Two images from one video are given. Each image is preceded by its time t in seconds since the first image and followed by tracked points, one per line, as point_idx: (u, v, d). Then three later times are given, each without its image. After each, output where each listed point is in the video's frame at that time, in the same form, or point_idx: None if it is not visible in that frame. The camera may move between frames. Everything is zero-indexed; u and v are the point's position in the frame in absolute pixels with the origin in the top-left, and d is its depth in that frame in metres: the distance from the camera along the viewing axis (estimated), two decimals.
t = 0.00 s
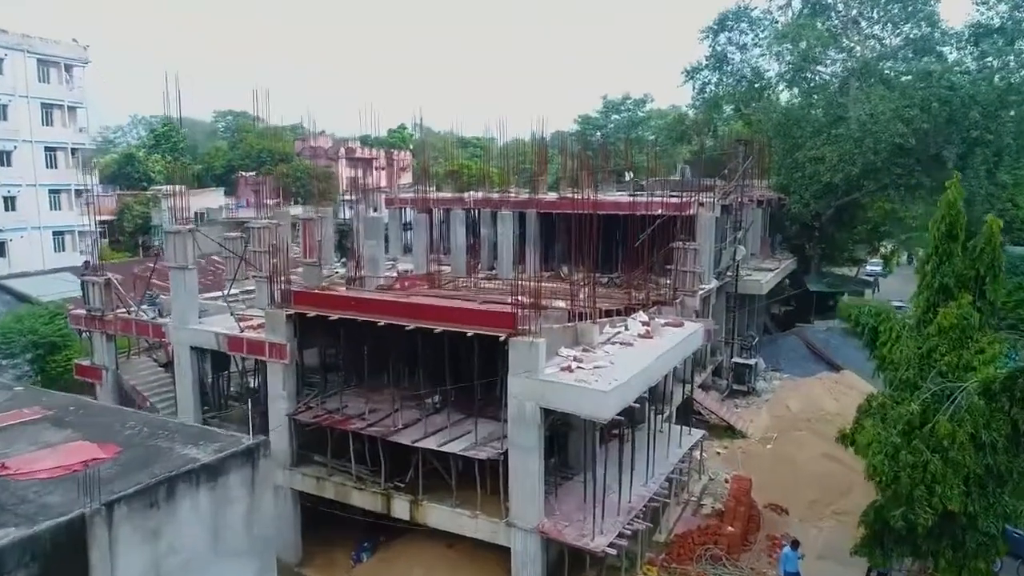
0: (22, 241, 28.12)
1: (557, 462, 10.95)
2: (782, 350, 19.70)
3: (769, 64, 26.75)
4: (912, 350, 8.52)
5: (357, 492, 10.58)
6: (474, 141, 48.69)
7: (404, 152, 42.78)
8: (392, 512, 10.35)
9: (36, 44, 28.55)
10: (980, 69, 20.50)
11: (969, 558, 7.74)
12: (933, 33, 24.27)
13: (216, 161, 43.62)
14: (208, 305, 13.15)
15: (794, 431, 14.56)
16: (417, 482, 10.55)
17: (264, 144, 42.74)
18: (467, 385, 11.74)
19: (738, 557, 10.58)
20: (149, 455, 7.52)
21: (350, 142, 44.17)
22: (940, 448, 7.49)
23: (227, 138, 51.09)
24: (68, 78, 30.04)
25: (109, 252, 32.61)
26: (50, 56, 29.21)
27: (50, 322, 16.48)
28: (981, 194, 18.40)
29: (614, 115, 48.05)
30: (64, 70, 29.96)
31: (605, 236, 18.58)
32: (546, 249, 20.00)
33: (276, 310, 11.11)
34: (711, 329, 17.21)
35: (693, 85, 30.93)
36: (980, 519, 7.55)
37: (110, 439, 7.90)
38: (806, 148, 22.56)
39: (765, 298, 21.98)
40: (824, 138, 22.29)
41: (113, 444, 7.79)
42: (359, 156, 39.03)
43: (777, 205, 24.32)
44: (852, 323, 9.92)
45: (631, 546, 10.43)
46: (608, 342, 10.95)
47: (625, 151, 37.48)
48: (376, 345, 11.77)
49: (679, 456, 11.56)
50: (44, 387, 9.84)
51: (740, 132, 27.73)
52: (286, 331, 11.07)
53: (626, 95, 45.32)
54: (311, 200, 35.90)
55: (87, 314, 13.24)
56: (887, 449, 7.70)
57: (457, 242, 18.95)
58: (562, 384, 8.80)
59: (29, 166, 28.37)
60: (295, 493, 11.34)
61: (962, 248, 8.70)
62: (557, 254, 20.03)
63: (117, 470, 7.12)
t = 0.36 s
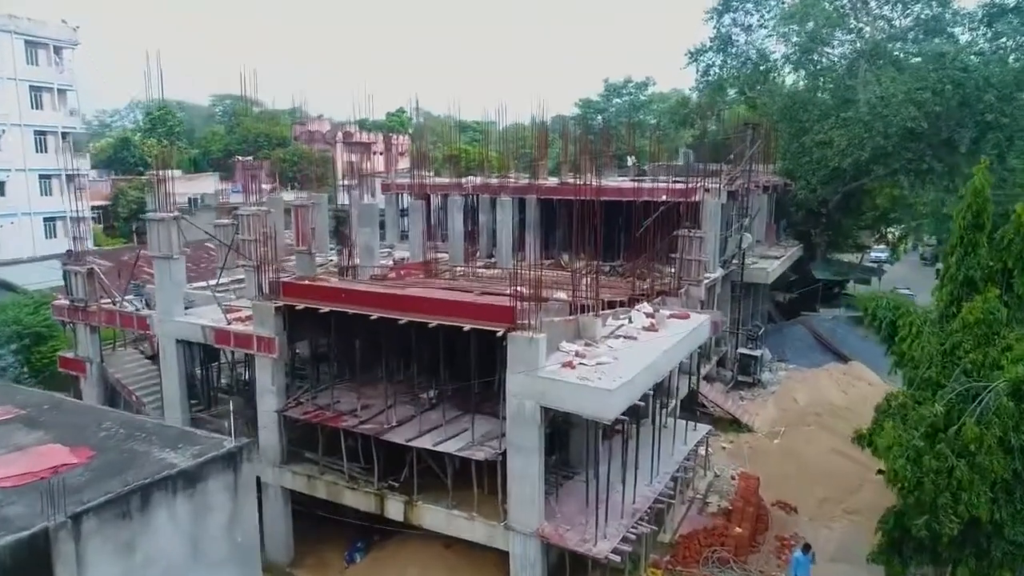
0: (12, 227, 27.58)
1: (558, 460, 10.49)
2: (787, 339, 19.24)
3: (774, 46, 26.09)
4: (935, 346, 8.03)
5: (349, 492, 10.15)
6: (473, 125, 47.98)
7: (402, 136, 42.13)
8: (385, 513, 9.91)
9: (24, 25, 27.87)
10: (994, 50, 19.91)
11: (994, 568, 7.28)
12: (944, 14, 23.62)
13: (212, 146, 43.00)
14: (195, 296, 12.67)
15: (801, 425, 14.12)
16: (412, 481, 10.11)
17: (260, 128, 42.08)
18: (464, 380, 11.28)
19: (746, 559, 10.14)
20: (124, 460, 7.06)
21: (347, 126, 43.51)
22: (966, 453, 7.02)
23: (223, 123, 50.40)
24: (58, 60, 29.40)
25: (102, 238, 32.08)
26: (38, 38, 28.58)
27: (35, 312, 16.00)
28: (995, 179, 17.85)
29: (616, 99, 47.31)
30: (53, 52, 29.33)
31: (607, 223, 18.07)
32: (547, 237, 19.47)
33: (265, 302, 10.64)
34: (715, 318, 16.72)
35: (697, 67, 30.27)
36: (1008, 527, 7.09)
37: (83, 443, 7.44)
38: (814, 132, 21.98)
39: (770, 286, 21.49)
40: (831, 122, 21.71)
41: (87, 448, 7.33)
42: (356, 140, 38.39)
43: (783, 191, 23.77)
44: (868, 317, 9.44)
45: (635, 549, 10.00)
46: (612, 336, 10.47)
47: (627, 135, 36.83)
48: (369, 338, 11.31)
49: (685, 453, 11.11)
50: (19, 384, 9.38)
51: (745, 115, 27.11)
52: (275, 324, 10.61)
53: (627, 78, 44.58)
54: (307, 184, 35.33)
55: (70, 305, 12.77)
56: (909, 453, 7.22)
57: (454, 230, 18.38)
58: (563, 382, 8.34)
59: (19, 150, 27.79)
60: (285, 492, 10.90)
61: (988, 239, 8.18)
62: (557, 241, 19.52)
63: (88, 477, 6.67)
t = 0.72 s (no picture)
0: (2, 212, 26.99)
1: (559, 457, 10.03)
2: (793, 327, 18.77)
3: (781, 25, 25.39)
4: (960, 342, 7.54)
5: (340, 492, 9.71)
6: (473, 108, 47.25)
7: (401, 118, 41.43)
8: (378, 514, 9.48)
9: (11, 3, 27.15)
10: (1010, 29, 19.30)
11: None
12: None
13: (207, 129, 42.31)
14: (181, 285, 12.16)
15: (809, 417, 13.67)
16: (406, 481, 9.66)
17: (257, 110, 41.36)
18: (460, 375, 10.81)
19: (755, 562, 9.69)
20: (94, 467, 6.60)
21: (344, 108, 42.78)
22: (997, 459, 6.55)
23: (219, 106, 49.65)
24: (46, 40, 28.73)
25: (95, 223, 31.46)
26: (25, 17, 27.89)
27: (19, 301, 15.49)
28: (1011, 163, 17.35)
29: (617, 81, 46.60)
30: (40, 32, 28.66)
31: (610, 208, 17.54)
32: (547, 222, 18.95)
33: (251, 294, 10.16)
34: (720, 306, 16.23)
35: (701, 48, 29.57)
36: None
37: (52, 447, 6.98)
38: (822, 114, 21.37)
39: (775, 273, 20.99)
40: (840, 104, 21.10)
41: (55, 453, 6.86)
42: (353, 123, 37.74)
43: (789, 175, 23.19)
44: (885, 309, 8.95)
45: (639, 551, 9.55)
46: (615, 328, 9.99)
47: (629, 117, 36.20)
48: (361, 330, 10.84)
49: (691, 451, 10.66)
50: None
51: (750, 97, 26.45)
52: (262, 315, 10.13)
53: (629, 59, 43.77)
54: (304, 168, 34.70)
55: (52, 294, 12.28)
56: (934, 459, 6.76)
57: (451, 214, 17.85)
58: (564, 380, 7.87)
59: (8, 133, 27.15)
60: (275, 491, 10.46)
61: (1019, 229, 7.67)
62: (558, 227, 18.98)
63: (54, 487, 6.21)
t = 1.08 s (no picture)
0: None
1: (559, 455, 9.69)
2: (799, 318, 18.42)
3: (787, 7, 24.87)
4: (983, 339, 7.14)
5: (334, 492, 9.38)
6: (472, 93, 46.69)
7: (400, 103, 40.90)
8: (372, 514, 9.15)
9: None
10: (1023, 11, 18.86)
11: None
12: None
13: (204, 114, 41.73)
14: (169, 277, 11.78)
15: (816, 412, 13.34)
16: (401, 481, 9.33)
17: (254, 95, 40.81)
18: (457, 369, 10.45)
19: (762, 564, 9.32)
20: (67, 474, 6.24)
21: (343, 93, 42.22)
22: None
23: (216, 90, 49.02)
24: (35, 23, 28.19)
25: (89, 210, 30.98)
26: None
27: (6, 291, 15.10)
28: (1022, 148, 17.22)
29: (619, 66, 46.05)
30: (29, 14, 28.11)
31: (612, 195, 17.14)
32: (547, 210, 18.55)
33: (239, 286, 9.77)
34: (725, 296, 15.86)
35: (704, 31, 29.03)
36: None
37: (24, 452, 6.62)
38: (829, 99, 20.87)
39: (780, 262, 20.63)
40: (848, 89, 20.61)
41: (26, 458, 6.50)
42: (351, 108, 37.24)
43: (794, 161, 22.73)
44: (901, 304, 8.54)
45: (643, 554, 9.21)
46: (617, 323, 9.61)
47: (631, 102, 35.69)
48: (354, 323, 10.46)
49: (696, 448, 10.31)
50: None
51: (754, 81, 25.96)
52: (251, 309, 9.75)
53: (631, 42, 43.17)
54: (301, 154, 34.21)
55: (36, 285, 11.89)
56: (956, 464, 6.39)
57: (448, 201, 17.44)
58: (565, 378, 7.50)
59: None
60: (266, 489, 10.13)
61: None
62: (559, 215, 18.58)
63: (24, 495, 5.86)
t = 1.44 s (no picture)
0: None
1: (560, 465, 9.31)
2: (804, 318, 18.04)
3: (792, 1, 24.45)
4: (1010, 347, 6.74)
5: (326, 504, 9.00)
6: (472, 87, 46.31)
7: (399, 98, 40.49)
8: (365, 528, 8.78)
9: None
10: None
11: None
12: None
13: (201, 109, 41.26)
14: (157, 278, 11.39)
15: (824, 416, 12.97)
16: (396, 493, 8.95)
17: (252, 89, 40.37)
18: (454, 375, 10.09)
19: None
20: (37, 493, 5.86)
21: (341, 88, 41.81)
22: None
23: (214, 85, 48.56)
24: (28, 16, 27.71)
25: (83, 207, 30.51)
26: None
27: None
28: None
29: (620, 60, 45.67)
30: (21, 7, 27.63)
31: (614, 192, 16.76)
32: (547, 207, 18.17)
33: (227, 289, 9.37)
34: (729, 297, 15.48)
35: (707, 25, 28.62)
36: None
37: None
38: (835, 94, 20.46)
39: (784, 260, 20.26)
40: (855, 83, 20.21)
41: None
42: (350, 103, 36.84)
43: (799, 157, 22.33)
44: (919, 309, 8.16)
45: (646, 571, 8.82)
46: (620, 328, 9.23)
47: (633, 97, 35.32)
48: (347, 328, 10.07)
49: (702, 457, 9.94)
50: None
51: (758, 75, 25.55)
52: (239, 312, 9.35)
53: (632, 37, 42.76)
54: (299, 149, 33.78)
55: (19, 287, 11.49)
56: (984, 483, 6.00)
57: (447, 198, 17.05)
58: (567, 390, 7.09)
59: None
60: (256, 500, 9.77)
61: None
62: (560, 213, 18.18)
63: None
